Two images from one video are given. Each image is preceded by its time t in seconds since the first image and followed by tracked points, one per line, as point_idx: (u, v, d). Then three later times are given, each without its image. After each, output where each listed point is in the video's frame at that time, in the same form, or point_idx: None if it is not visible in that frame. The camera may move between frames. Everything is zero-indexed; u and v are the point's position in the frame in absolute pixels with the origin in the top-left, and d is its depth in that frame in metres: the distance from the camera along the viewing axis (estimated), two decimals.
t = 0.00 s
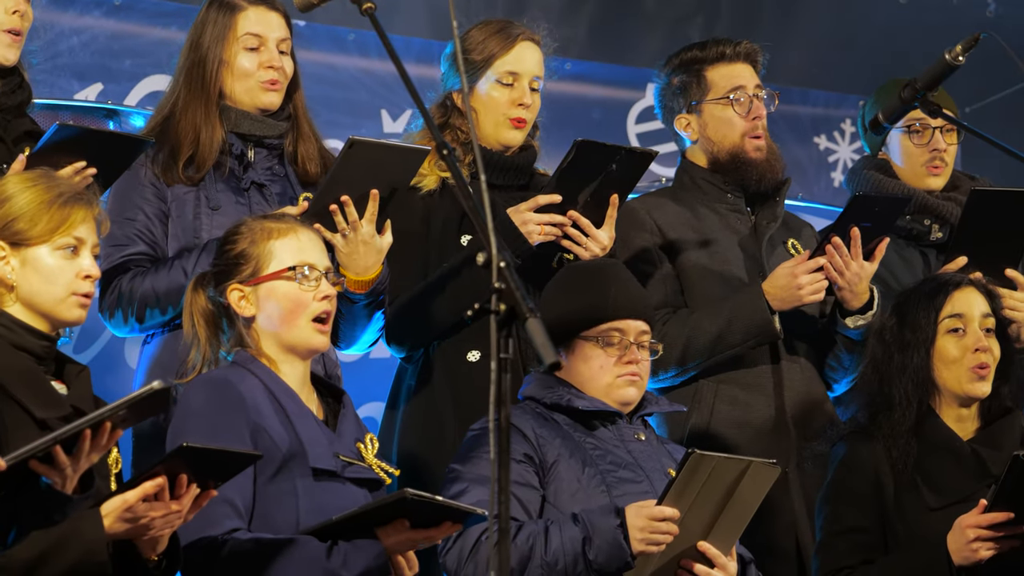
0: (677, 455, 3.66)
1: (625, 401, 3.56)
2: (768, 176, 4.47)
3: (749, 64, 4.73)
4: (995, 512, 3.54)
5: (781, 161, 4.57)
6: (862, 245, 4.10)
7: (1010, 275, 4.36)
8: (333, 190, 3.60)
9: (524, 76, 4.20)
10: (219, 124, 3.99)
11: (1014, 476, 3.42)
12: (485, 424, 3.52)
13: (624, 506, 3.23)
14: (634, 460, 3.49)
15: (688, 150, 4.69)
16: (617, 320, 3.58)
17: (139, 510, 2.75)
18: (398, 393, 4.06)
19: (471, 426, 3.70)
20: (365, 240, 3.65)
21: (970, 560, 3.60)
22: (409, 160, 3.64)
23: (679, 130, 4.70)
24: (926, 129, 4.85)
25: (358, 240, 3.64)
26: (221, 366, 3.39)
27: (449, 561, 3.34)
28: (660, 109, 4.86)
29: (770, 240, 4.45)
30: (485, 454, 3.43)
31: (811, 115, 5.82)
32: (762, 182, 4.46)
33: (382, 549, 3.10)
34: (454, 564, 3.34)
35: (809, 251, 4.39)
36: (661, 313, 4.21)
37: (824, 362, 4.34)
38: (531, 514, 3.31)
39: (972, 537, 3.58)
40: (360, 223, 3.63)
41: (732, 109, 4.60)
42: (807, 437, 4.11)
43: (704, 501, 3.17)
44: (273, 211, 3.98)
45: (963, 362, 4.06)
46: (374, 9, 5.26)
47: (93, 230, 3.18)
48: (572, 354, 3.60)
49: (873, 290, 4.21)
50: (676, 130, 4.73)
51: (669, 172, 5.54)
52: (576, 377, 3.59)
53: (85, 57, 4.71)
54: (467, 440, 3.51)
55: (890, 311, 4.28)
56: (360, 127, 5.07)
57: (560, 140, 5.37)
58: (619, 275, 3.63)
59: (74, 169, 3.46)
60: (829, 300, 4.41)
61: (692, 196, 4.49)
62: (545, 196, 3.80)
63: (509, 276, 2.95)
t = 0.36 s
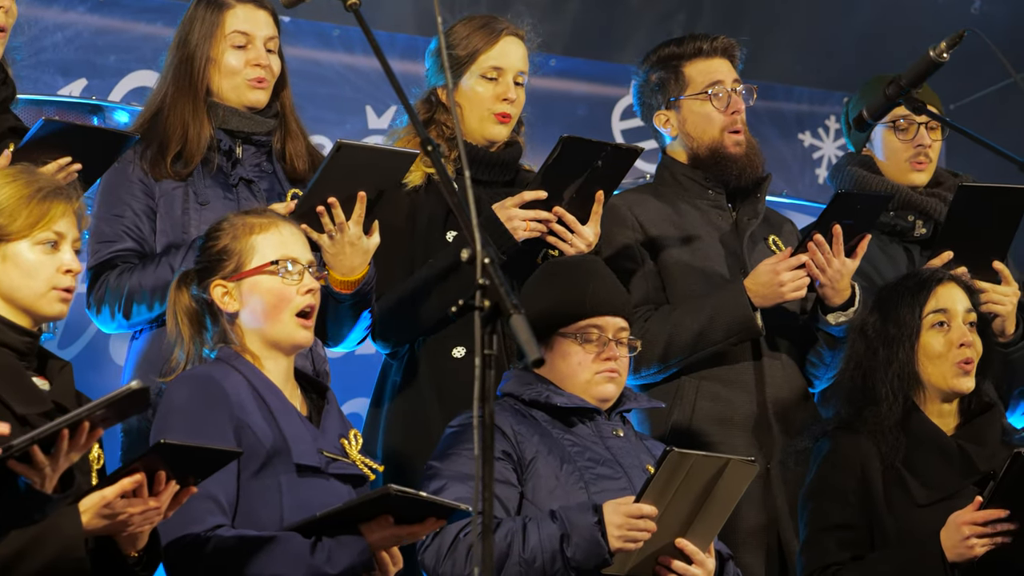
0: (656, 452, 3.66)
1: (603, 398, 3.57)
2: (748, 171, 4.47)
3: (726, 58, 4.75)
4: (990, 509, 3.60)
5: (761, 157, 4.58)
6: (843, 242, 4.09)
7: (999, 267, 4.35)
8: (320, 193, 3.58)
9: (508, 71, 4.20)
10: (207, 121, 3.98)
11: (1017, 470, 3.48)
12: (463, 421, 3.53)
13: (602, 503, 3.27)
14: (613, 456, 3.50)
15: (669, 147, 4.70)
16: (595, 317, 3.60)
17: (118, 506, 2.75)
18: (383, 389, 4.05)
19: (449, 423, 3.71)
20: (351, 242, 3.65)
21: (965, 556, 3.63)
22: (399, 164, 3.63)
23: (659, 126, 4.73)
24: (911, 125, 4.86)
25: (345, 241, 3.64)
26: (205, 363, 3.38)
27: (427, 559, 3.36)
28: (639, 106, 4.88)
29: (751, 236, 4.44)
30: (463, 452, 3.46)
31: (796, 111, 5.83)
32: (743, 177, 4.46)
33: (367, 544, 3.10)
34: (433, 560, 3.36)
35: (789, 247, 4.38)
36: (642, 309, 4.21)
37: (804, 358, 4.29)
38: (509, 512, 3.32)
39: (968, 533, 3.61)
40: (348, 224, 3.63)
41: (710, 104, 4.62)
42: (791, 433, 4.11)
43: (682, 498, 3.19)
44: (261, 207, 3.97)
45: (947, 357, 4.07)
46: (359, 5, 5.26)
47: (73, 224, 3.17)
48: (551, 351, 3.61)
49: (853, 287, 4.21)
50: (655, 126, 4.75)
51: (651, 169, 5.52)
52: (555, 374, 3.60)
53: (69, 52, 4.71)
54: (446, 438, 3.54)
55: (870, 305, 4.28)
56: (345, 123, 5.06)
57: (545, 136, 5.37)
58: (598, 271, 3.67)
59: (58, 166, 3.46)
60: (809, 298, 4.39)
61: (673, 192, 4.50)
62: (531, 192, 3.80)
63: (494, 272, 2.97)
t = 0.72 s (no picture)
0: (632, 449, 3.77)
1: (580, 394, 3.68)
2: (730, 168, 4.49)
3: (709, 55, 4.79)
4: (982, 506, 3.57)
5: (743, 154, 4.59)
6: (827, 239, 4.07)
7: (981, 260, 4.37)
8: (309, 204, 3.59)
9: (493, 66, 4.20)
10: (198, 117, 3.96)
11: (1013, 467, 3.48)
12: (441, 419, 3.62)
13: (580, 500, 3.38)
14: (590, 454, 3.61)
15: (651, 144, 4.72)
16: (572, 315, 3.71)
17: (98, 504, 2.73)
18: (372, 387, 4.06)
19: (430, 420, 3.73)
20: (340, 250, 3.66)
21: (956, 554, 3.58)
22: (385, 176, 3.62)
23: (642, 124, 4.74)
24: (896, 125, 4.87)
25: (332, 250, 3.64)
26: (189, 360, 3.37)
27: (407, 556, 3.48)
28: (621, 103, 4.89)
29: (733, 234, 4.43)
30: (442, 449, 3.55)
31: (781, 108, 5.83)
32: (725, 174, 4.48)
33: (352, 541, 3.09)
34: (412, 558, 3.48)
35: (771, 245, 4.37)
36: (624, 306, 4.22)
37: (787, 354, 4.28)
38: (488, 509, 3.43)
39: (960, 530, 3.57)
40: (335, 234, 3.63)
41: (692, 100, 4.64)
42: (774, 430, 4.12)
43: (659, 496, 3.34)
44: (252, 204, 3.93)
45: (930, 355, 4.07)
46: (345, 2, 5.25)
47: (53, 218, 3.17)
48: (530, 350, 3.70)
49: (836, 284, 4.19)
50: (637, 124, 4.77)
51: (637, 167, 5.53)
52: (534, 373, 3.69)
53: (54, 48, 4.70)
54: (425, 435, 3.62)
55: (852, 301, 4.28)
56: (330, 119, 5.06)
57: (530, 133, 5.37)
58: (574, 270, 3.77)
59: (46, 161, 3.46)
60: (791, 295, 4.40)
61: (656, 190, 4.51)
62: (516, 188, 3.81)
63: (479, 269, 2.96)
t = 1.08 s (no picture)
0: (614, 446, 3.82)
1: (562, 391, 3.74)
2: (715, 165, 4.49)
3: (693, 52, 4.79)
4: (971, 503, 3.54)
5: (729, 152, 4.60)
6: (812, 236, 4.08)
7: (968, 253, 4.36)
8: (289, 224, 3.55)
9: (479, 62, 4.21)
10: (188, 111, 3.93)
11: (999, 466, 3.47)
12: (423, 416, 3.65)
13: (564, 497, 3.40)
14: (572, 450, 3.66)
15: (637, 141, 4.72)
16: (555, 311, 3.76)
17: (89, 503, 2.73)
18: (362, 385, 4.05)
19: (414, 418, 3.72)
20: (319, 270, 3.69)
21: (944, 550, 3.57)
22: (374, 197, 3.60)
23: (627, 121, 4.74)
24: (885, 122, 4.87)
25: (313, 270, 3.67)
26: (175, 356, 3.36)
27: (390, 553, 3.50)
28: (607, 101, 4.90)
29: (719, 231, 4.43)
30: (424, 446, 3.57)
31: (769, 105, 5.83)
32: (710, 172, 4.49)
33: (337, 538, 3.10)
34: (395, 555, 3.49)
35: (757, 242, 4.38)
36: (610, 304, 4.23)
37: (773, 352, 4.27)
38: (471, 505, 3.45)
39: (948, 527, 3.55)
40: (316, 254, 3.65)
41: (678, 97, 4.63)
42: (759, 428, 4.12)
43: (643, 494, 3.36)
44: (242, 199, 3.92)
45: (915, 352, 4.07)
46: None
47: (44, 214, 3.17)
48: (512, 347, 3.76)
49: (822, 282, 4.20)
50: (623, 121, 4.76)
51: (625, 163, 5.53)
52: (516, 369, 3.75)
53: (41, 44, 4.68)
54: (407, 433, 3.65)
55: (837, 299, 4.28)
56: (317, 115, 5.05)
57: (518, 130, 5.36)
58: (555, 266, 3.83)
59: (34, 158, 3.45)
60: (777, 292, 4.40)
61: (642, 188, 4.51)
62: (504, 184, 3.79)
63: (466, 266, 2.98)
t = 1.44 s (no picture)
0: (601, 442, 3.82)
1: (550, 386, 3.74)
2: (703, 161, 4.49)
3: (682, 49, 4.77)
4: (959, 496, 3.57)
5: (717, 148, 4.59)
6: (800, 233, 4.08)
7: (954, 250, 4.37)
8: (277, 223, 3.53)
9: (469, 58, 4.19)
10: (176, 105, 3.92)
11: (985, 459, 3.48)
12: (411, 412, 3.64)
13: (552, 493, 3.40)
14: (560, 446, 3.66)
15: (625, 139, 4.70)
16: (542, 306, 3.76)
17: (84, 499, 2.73)
18: (351, 380, 4.05)
19: (401, 413, 3.71)
20: (306, 270, 3.67)
21: (932, 543, 3.61)
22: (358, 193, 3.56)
23: (615, 118, 4.72)
24: (877, 117, 4.87)
25: (301, 270, 3.66)
26: (160, 351, 3.35)
27: (378, 549, 3.49)
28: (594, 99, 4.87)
29: (708, 227, 4.45)
30: (412, 442, 3.56)
31: (758, 101, 5.83)
32: (698, 168, 4.49)
33: (324, 534, 3.09)
34: (383, 551, 3.48)
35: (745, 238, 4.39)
36: (599, 300, 4.23)
37: (761, 348, 4.30)
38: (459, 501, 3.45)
39: (937, 519, 3.59)
40: (304, 254, 3.64)
41: (667, 94, 4.61)
42: (746, 424, 4.12)
43: (632, 491, 3.36)
44: (231, 193, 3.90)
45: (904, 349, 4.07)
46: None
47: (34, 210, 3.16)
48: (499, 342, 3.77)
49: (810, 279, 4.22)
50: (611, 118, 4.74)
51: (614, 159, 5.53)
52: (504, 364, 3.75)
53: (30, 40, 4.67)
54: (395, 428, 3.64)
55: (825, 295, 4.27)
56: (306, 111, 5.04)
57: (507, 126, 5.36)
58: (542, 261, 3.83)
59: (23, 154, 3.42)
60: (765, 288, 4.40)
61: (630, 184, 4.51)
62: (493, 179, 3.78)
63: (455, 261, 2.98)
